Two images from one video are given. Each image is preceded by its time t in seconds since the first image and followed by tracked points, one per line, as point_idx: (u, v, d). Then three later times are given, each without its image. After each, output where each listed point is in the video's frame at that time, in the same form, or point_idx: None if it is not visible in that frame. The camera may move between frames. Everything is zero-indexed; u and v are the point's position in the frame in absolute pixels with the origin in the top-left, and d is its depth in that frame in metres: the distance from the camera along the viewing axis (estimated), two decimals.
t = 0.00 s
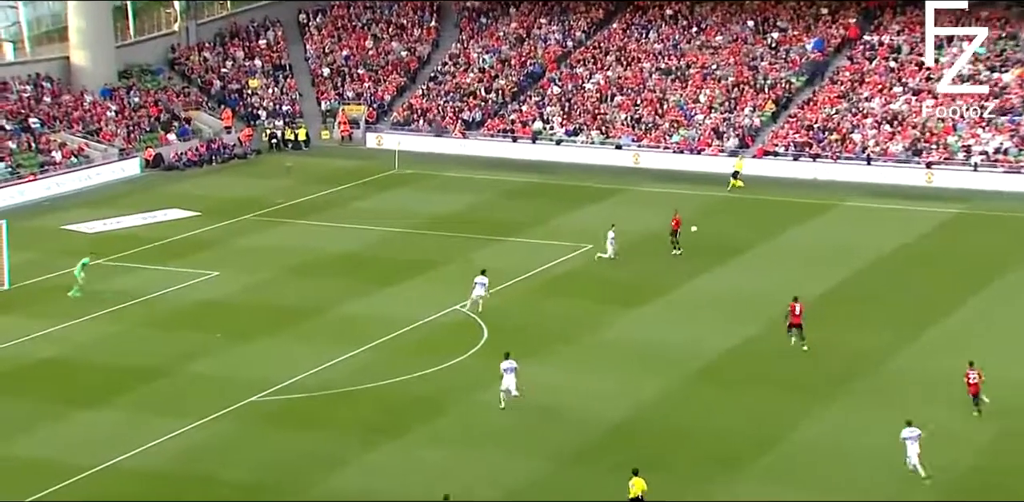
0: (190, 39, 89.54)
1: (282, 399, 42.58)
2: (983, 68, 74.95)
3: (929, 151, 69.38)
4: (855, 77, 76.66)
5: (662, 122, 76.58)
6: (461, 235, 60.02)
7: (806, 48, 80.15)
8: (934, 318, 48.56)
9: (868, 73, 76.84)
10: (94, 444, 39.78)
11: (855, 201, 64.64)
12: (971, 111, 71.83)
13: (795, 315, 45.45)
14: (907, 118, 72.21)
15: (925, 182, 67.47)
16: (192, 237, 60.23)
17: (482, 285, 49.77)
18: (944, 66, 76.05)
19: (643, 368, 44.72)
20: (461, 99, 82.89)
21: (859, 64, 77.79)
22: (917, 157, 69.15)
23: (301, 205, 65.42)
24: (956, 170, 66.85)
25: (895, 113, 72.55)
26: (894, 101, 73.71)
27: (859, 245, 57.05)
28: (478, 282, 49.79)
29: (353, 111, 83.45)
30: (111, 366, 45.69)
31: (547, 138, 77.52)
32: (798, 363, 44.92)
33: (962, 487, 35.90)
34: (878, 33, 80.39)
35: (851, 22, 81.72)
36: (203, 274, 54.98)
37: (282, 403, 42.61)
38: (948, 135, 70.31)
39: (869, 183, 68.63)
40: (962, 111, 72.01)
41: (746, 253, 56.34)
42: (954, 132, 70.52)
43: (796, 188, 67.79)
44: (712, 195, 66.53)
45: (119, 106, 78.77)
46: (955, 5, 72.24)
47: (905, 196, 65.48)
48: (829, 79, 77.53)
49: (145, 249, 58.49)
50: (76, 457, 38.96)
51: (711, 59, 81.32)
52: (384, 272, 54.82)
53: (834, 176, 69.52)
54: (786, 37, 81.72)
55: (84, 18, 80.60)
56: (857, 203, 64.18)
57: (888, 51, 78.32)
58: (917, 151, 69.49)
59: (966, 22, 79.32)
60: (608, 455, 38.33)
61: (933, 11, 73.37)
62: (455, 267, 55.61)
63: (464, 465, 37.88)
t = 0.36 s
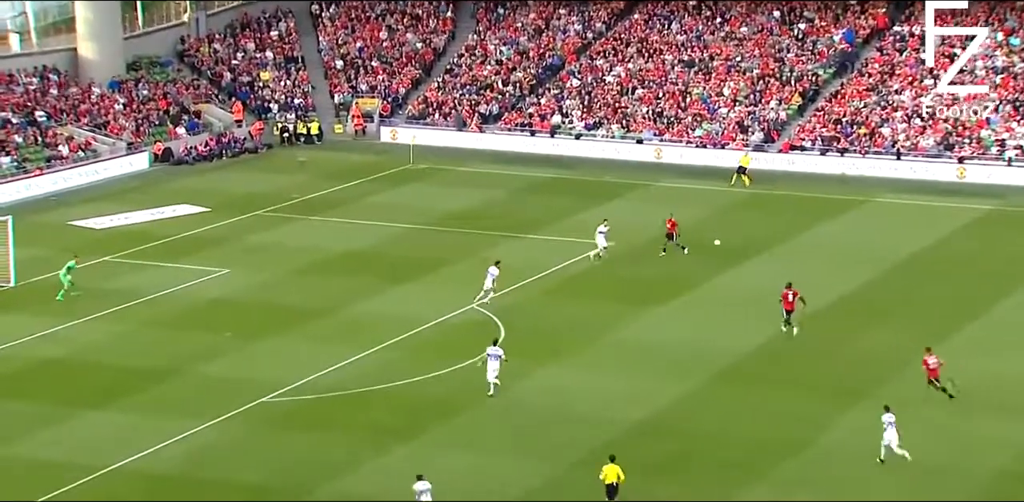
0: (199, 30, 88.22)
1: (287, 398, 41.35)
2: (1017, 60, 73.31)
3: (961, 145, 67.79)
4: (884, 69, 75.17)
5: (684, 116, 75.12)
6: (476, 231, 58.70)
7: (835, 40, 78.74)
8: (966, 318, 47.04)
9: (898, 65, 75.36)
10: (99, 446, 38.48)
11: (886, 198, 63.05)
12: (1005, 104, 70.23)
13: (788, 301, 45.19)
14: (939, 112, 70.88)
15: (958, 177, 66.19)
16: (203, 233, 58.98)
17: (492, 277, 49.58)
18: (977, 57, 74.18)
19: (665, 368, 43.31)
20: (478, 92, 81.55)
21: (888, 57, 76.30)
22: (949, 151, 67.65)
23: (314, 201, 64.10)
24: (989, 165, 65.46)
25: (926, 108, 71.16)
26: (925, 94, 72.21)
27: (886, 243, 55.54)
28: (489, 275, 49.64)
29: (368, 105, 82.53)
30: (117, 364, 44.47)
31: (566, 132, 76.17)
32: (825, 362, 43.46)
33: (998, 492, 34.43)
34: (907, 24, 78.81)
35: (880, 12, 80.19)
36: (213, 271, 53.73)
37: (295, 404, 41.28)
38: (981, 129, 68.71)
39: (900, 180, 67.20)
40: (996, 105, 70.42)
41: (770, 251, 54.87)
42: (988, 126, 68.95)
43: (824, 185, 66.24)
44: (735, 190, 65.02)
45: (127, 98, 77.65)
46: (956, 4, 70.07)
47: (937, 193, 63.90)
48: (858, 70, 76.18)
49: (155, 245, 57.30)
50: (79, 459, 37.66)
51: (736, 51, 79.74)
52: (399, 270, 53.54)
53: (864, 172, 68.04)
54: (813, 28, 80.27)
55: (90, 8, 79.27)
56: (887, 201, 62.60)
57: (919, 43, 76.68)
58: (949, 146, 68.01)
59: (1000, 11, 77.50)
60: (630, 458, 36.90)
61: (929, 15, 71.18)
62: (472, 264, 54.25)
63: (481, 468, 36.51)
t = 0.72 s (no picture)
0: (198, 23, 87.58)
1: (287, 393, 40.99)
2: None
3: (971, 140, 67.21)
4: (893, 62, 74.56)
5: (689, 110, 74.47)
6: (478, 227, 58.07)
7: (843, 32, 78.16)
8: (975, 316, 46.40)
9: (906, 58, 74.74)
10: (96, 444, 37.84)
11: (894, 192, 62.48)
12: (1015, 97, 69.50)
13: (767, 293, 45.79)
14: (948, 105, 70.20)
15: (968, 171, 65.53)
16: (203, 228, 58.34)
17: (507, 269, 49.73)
18: (987, 50, 73.48)
19: (671, 366, 42.68)
20: (481, 85, 80.89)
21: (897, 49, 75.64)
22: (959, 146, 67.13)
23: (315, 196, 63.43)
24: (1000, 159, 64.79)
25: (935, 100, 70.52)
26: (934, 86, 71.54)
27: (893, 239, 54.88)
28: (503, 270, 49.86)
29: (369, 98, 81.78)
30: (114, 361, 43.83)
31: (570, 126, 75.55)
32: (833, 360, 42.82)
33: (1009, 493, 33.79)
34: (916, 17, 78.17)
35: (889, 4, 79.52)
36: (212, 267, 53.10)
37: (295, 401, 40.66)
38: (991, 123, 67.92)
39: (908, 174, 66.59)
40: (1006, 98, 69.69)
41: (776, 247, 54.23)
42: (999, 120, 68.15)
43: (832, 179, 65.64)
44: (742, 185, 64.43)
45: (126, 91, 77.03)
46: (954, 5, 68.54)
47: (946, 188, 63.27)
48: (866, 62, 75.61)
49: (154, 241, 56.66)
50: (76, 457, 37.02)
51: (742, 44, 79.04)
52: (401, 266, 52.91)
53: (872, 167, 67.49)
54: (820, 20, 79.71)
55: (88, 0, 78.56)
56: (896, 195, 61.99)
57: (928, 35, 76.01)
58: (958, 140, 67.42)
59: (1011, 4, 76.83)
60: (636, 457, 36.24)
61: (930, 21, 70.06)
62: (476, 261, 53.61)
63: (483, 467, 35.88)
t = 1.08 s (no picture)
0: (204, 18, 87.52)
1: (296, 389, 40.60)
2: None
3: (979, 135, 66.91)
4: (900, 57, 74.42)
5: (695, 105, 74.35)
6: (485, 222, 57.95)
7: (850, 27, 78.10)
8: (982, 312, 46.23)
9: (914, 53, 74.53)
10: (102, 439, 37.78)
11: (902, 188, 62.29)
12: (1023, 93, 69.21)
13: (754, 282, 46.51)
14: (955, 100, 70.08)
15: (975, 167, 65.28)
16: (208, 224, 58.27)
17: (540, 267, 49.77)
18: (996, 45, 73.28)
19: (678, 363, 42.52)
20: (487, 81, 80.79)
21: (905, 44, 75.45)
22: (966, 141, 66.81)
23: (321, 191, 63.34)
24: (1008, 154, 64.49)
25: (943, 96, 70.43)
26: (941, 81, 71.47)
27: (900, 235, 54.72)
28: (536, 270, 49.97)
29: (375, 93, 81.58)
30: (120, 356, 43.72)
31: (576, 122, 75.40)
32: (840, 357, 42.64)
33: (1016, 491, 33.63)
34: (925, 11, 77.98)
35: None
36: (218, 262, 53.03)
37: (300, 397, 40.59)
38: (999, 119, 67.64)
39: (916, 170, 66.33)
40: (1014, 93, 69.40)
41: (783, 243, 54.08)
42: (1007, 115, 67.89)
43: (840, 175, 65.36)
44: (748, 181, 64.25)
45: (132, 87, 76.97)
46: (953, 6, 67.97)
47: (955, 184, 63.02)
48: (874, 57, 75.52)
49: (159, 236, 56.59)
50: (81, 452, 36.96)
51: (749, 39, 78.87)
52: (406, 262, 52.79)
53: (879, 162, 67.15)
54: (827, 15, 79.58)
55: None
56: (903, 191, 61.73)
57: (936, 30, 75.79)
58: (966, 135, 67.15)
59: None
60: (641, 454, 36.12)
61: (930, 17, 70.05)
62: (481, 257, 53.47)
63: (489, 464, 35.78)
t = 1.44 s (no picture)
0: (206, 11, 87.49)
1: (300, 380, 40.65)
2: None
3: (983, 127, 66.89)
4: (903, 49, 74.33)
5: (698, 98, 74.32)
6: (488, 215, 57.91)
7: (853, 20, 78.03)
8: (984, 306, 46.18)
9: (917, 45, 74.43)
10: (104, 432, 37.79)
11: (904, 181, 62.27)
12: None
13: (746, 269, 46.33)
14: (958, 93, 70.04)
15: (978, 159, 65.20)
16: (210, 216, 58.24)
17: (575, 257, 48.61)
18: (999, 37, 73.21)
19: (681, 356, 42.48)
20: (489, 73, 80.76)
21: (908, 36, 75.35)
22: (969, 133, 66.82)
23: (323, 184, 63.29)
24: (1011, 146, 64.43)
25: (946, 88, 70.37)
26: (945, 73, 71.41)
27: (904, 228, 54.64)
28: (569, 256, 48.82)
29: (377, 86, 81.72)
30: (122, 349, 43.72)
31: (578, 114, 75.38)
32: (843, 350, 42.59)
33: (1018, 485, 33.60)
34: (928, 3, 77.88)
35: None
36: (220, 255, 53.02)
37: (303, 390, 40.60)
38: (1003, 111, 67.60)
39: (918, 162, 66.29)
40: (1017, 85, 69.31)
41: (786, 237, 54.02)
42: (1010, 107, 67.83)
43: (842, 168, 65.35)
44: (750, 173, 64.27)
45: (134, 79, 76.99)
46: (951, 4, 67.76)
47: (958, 176, 62.97)
48: (877, 49, 75.45)
49: (162, 229, 56.58)
50: (84, 445, 36.98)
51: (752, 31, 78.78)
52: (409, 255, 52.75)
53: (881, 155, 67.13)
54: (830, 8, 79.52)
55: None
56: (905, 183, 61.70)
57: (938, 23, 75.70)
58: (969, 128, 67.15)
59: None
60: (643, 447, 36.10)
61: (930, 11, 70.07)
62: (484, 249, 53.43)
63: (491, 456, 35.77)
